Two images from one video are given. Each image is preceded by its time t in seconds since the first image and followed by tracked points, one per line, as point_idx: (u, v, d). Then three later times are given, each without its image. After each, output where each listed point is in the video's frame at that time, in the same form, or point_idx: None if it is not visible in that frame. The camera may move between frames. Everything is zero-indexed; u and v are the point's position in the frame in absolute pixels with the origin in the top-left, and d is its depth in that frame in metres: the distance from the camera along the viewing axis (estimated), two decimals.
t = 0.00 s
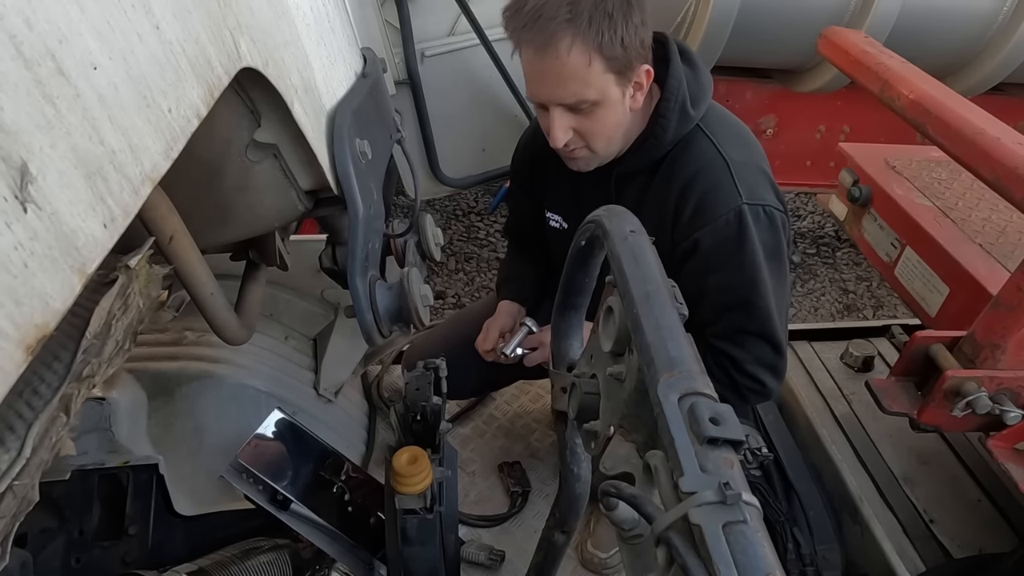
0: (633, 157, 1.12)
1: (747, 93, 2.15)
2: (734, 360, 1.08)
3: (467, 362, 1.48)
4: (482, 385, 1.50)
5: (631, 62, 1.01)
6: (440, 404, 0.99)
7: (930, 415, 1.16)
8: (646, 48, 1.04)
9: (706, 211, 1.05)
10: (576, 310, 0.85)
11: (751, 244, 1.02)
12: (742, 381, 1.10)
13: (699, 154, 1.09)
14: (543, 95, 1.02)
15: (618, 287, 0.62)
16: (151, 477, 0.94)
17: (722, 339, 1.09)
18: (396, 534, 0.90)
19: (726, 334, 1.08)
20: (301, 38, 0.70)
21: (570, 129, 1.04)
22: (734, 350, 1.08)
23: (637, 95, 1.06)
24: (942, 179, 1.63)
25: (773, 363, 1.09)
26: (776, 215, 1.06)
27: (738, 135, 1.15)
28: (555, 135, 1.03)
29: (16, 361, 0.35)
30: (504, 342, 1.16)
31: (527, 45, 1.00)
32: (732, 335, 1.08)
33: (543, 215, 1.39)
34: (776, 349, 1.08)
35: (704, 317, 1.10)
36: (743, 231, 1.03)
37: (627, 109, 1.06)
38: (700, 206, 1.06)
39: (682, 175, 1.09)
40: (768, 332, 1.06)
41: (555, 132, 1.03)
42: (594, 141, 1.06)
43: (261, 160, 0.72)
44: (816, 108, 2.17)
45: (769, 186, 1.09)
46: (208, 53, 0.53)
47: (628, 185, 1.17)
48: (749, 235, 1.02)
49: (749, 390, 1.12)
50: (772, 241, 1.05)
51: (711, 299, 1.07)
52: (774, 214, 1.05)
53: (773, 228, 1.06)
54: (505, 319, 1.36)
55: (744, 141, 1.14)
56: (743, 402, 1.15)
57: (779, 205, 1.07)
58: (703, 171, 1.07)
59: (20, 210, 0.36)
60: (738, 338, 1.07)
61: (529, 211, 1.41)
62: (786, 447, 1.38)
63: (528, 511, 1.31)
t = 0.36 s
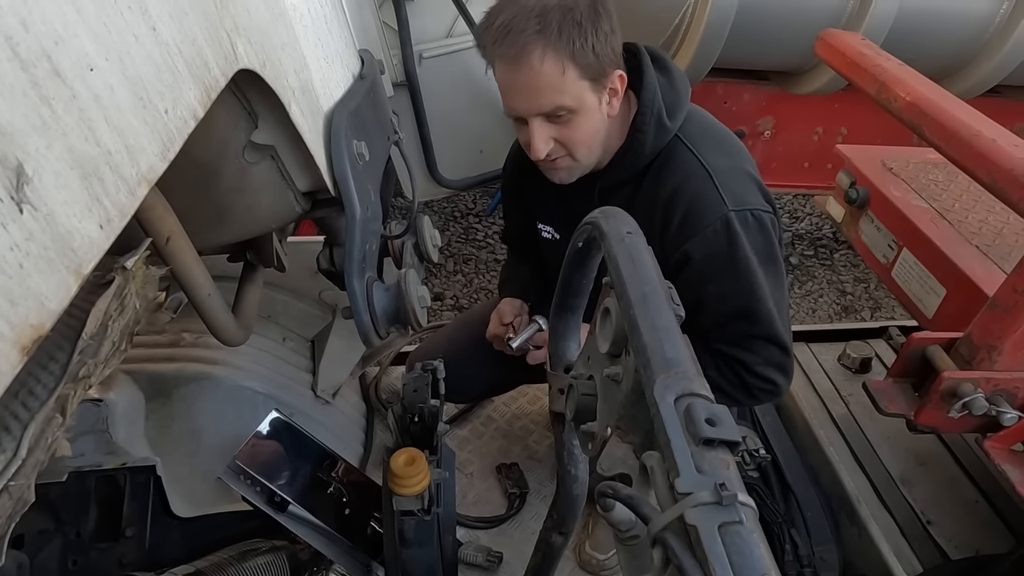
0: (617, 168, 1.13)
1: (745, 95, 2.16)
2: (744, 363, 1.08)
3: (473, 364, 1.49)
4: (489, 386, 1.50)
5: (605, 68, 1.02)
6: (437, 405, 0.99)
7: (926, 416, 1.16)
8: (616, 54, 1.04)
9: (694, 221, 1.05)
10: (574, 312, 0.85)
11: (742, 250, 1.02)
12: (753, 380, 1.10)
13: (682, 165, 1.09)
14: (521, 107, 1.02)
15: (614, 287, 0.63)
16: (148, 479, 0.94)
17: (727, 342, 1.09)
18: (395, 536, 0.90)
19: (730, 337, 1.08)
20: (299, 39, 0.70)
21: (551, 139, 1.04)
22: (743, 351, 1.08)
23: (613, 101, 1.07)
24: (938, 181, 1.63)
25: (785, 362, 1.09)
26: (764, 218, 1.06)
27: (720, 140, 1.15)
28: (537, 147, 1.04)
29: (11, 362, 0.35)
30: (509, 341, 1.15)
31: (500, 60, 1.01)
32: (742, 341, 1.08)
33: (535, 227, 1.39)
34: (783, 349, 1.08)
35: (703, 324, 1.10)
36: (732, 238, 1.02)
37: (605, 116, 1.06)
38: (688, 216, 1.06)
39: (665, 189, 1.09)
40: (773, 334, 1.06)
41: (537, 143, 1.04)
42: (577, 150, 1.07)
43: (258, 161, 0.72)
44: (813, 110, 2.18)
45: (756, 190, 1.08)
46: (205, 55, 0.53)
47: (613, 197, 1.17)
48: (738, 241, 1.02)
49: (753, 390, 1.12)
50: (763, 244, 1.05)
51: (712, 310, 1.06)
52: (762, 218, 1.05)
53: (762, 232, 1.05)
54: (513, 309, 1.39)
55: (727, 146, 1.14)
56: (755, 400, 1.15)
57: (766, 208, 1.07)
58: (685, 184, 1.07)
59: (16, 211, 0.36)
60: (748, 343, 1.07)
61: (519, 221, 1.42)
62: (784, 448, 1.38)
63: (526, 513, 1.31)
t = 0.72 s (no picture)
0: (624, 165, 1.12)
1: (742, 97, 2.16)
2: (737, 362, 1.08)
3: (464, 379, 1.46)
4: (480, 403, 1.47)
5: (637, 57, 1.01)
6: (434, 407, 0.99)
7: (922, 417, 1.16)
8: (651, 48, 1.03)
9: (702, 217, 1.05)
10: (570, 313, 0.85)
11: (749, 247, 1.03)
12: (746, 380, 1.10)
13: (691, 159, 1.09)
14: (543, 72, 1.00)
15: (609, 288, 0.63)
16: (145, 480, 0.93)
17: (721, 341, 1.10)
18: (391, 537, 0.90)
19: (727, 335, 1.09)
20: (294, 41, 0.70)
21: (565, 113, 1.03)
22: (739, 352, 1.08)
23: (636, 94, 1.06)
24: (935, 182, 1.64)
25: (775, 362, 1.10)
26: (771, 216, 1.07)
27: (726, 136, 1.15)
28: (549, 116, 1.02)
29: (3, 362, 0.35)
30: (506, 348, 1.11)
31: (535, 15, 0.98)
32: (736, 339, 1.08)
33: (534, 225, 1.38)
34: (777, 349, 1.08)
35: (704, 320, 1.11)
36: (740, 234, 1.03)
37: (624, 106, 1.05)
38: (696, 213, 1.06)
39: (674, 184, 1.09)
40: (768, 332, 1.06)
41: (550, 112, 1.02)
42: (585, 132, 1.05)
43: (255, 162, 0.72)
44: (810, 112, 2.19)
45: (763, 188, 1.09)
46: (201, 56, 0.53)
47: (619, 191, 1.17)
48: (746, 238, 1.03)
49: (752, 390, 1.12)
50: (768, 242, 1.06)
51: (709, 304, 1.07)
52: (769, 216, 1.06)
53: (768, 230, 1.06)
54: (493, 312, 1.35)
55: (735, 143, 1.15)
56: (749, 401, 1.15)
57: (773, 207, 1.08)
58: (694, 179, 1.07)
59: (7, 211, 0.36)
60: (741, 341, 1.08)
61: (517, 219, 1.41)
62: (781, 449, 1.38)
63: (523, 514, 1.31)
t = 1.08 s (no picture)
0: (647, 156, 1.11)
1: (740, 97, 2.16)
2: (748, 361, 1.08)
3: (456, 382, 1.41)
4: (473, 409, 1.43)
5: (662, 55, 0.99)
6: (432, 407, 0.99)
7: (920, 416, 1.16)
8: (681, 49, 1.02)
9: (725, 213, 1.05)
10: (568, 312, 0.85)
11: (769, 246, 1.03)
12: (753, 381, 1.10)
13: (716, 154, 1.08)
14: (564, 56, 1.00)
15: (608, 286, 0.63)
16: (142, 481, 0.93)
17: (735, 340, 1.09)
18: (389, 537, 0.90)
19: (739, 335, 1.09)
20: (292, 39, 0.70)
21: (580, 99, 1.01)
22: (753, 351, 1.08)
23: (657, 92, 1.04)
24: (933, 182, 1.64)
25: (784, 363, 1.10)
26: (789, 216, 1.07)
27: (746, 132, 1.15)
28: (564, 101, 1.01)
29: None
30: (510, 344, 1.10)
31: None
32: (747, 337, 1.08)
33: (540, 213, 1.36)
34: (786, 349, 1.08)
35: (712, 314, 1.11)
36: (762, 232, 1.03)
37: (643, 103, 1.04)
38: (718, 209, 1.06)
39: (700, 175, 1.08)
40: (780, 332, 1.07)
41: (565, 97, 1.01)
42: (598, 122, 1.04)
43: (252, 160, 0.72)
44: (809, 113, 2.19)
45: (783, 188, 1.10)
46: (197, 53, 0.53)
47: (640, 183, 1.16)
48: (768, 236, 1.03)
49: (753, 390, 1.12)
50: (785, 241, 1.06)
51: (722, 301, 1.08)
52: (788, 216, 1.06)
53: (787, 229, 1.07)
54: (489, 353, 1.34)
55: (756, 140, 1.15)
56: (752, 400, 1.15)
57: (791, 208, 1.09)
58: (723, 172, 1.06)
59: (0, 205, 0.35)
60: (751, 338, 1.08)
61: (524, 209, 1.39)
62: (779, 449, 1.38)
63: (521, 514, 1.31)
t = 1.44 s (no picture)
0: (656, 152, 1.11)
1: (738, 98, 2.17)
2: (742, 364, 1.08)
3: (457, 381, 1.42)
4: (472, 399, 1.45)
5: (660, 48, 0.98)
6: (430, 407, 0.99)
7: (919, 417, 1.15)
8: (681, 38, 1.00)
9: (730, 213, 1.05)
10: (565, 312, 0.85)
11: (773, 248, 1.03)
12: (747, 385, 1.10)
13: (724, 154, 1.09)
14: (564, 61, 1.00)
15: (605, 286, 0.62)
16: (139, 482, 0.94)
17: (731, 343, 1.09)
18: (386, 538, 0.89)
19: (736, 337, 1.08)
20: (289, 38, 0.70)
21: (585, 102, 1.01)
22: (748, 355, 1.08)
23: (662, 85, 1.04)
24: (931, 183, 1.64)
25: (778, 370, 1.10)
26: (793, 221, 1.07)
27: (756, 135, 1.15)
28: (569, 106, 1.01)
29: None
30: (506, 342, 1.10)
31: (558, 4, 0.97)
32: (744, 340, 1.08)
33: (547, 206, 1.36)
34: (781, 354, 1.08)
35: (711, 315, 1.11)
36: (766, 234, 1.03)
37: (649, 97, 1.04)
38: (723, 209, 1.06)
39: (709, 172, 1.08)
40: (776, 337, 1.07)
41: (570, 103, 1.01)
42: (607, 122, 1.04)
43: (248, 160, 0.72)
44: (806, 114, 2.19)
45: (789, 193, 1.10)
46: (192, 51, 0.53)
47: (646, 179, 1.16)
48: (772, 239, 1.03)
49: (750, 395, 1.12)
50: (788, 247, 1.06)
51: (725, 302, 1.07)
52: (792, 221, 1.06)
53: (791, 234, 1.07)
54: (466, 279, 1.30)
55: (766, 144, 1.15)
56: (746, 408, 1.14)
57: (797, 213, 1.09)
58: (734, 170, 1.07)
59: None
60: (749, 343, 1.08)
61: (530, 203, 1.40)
62: (777, 450, 1.38)
63: (519, 515, 1.30)
